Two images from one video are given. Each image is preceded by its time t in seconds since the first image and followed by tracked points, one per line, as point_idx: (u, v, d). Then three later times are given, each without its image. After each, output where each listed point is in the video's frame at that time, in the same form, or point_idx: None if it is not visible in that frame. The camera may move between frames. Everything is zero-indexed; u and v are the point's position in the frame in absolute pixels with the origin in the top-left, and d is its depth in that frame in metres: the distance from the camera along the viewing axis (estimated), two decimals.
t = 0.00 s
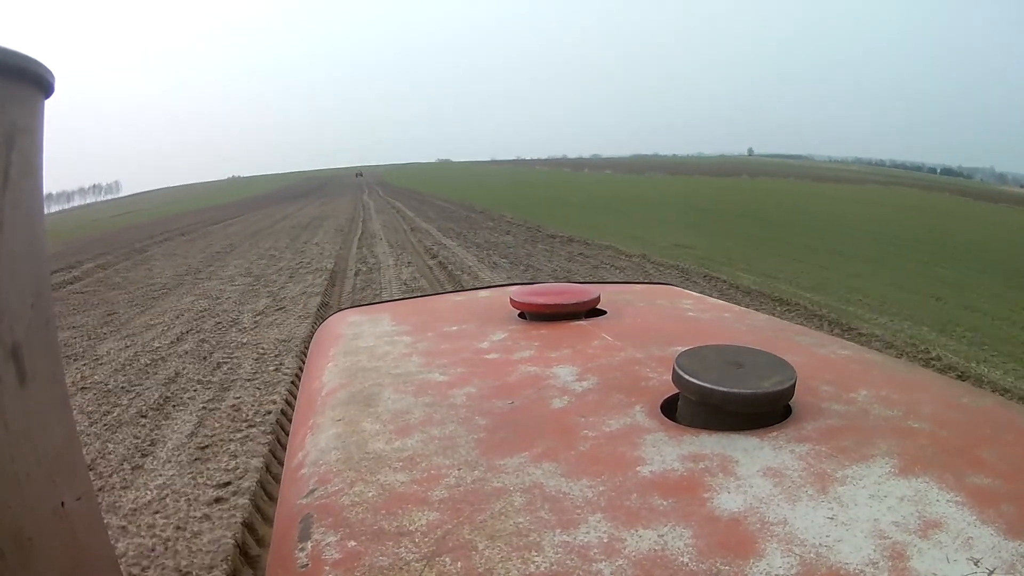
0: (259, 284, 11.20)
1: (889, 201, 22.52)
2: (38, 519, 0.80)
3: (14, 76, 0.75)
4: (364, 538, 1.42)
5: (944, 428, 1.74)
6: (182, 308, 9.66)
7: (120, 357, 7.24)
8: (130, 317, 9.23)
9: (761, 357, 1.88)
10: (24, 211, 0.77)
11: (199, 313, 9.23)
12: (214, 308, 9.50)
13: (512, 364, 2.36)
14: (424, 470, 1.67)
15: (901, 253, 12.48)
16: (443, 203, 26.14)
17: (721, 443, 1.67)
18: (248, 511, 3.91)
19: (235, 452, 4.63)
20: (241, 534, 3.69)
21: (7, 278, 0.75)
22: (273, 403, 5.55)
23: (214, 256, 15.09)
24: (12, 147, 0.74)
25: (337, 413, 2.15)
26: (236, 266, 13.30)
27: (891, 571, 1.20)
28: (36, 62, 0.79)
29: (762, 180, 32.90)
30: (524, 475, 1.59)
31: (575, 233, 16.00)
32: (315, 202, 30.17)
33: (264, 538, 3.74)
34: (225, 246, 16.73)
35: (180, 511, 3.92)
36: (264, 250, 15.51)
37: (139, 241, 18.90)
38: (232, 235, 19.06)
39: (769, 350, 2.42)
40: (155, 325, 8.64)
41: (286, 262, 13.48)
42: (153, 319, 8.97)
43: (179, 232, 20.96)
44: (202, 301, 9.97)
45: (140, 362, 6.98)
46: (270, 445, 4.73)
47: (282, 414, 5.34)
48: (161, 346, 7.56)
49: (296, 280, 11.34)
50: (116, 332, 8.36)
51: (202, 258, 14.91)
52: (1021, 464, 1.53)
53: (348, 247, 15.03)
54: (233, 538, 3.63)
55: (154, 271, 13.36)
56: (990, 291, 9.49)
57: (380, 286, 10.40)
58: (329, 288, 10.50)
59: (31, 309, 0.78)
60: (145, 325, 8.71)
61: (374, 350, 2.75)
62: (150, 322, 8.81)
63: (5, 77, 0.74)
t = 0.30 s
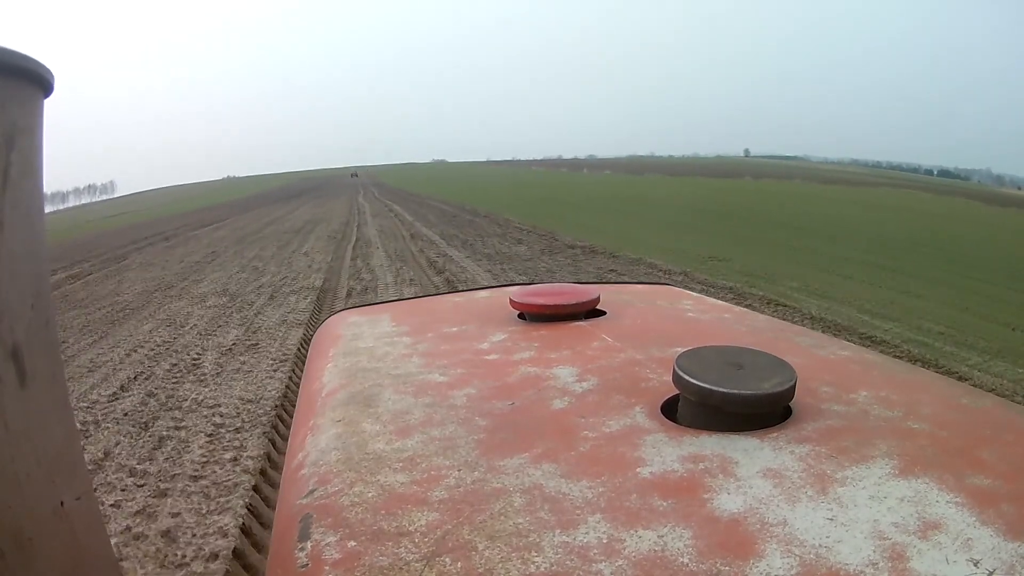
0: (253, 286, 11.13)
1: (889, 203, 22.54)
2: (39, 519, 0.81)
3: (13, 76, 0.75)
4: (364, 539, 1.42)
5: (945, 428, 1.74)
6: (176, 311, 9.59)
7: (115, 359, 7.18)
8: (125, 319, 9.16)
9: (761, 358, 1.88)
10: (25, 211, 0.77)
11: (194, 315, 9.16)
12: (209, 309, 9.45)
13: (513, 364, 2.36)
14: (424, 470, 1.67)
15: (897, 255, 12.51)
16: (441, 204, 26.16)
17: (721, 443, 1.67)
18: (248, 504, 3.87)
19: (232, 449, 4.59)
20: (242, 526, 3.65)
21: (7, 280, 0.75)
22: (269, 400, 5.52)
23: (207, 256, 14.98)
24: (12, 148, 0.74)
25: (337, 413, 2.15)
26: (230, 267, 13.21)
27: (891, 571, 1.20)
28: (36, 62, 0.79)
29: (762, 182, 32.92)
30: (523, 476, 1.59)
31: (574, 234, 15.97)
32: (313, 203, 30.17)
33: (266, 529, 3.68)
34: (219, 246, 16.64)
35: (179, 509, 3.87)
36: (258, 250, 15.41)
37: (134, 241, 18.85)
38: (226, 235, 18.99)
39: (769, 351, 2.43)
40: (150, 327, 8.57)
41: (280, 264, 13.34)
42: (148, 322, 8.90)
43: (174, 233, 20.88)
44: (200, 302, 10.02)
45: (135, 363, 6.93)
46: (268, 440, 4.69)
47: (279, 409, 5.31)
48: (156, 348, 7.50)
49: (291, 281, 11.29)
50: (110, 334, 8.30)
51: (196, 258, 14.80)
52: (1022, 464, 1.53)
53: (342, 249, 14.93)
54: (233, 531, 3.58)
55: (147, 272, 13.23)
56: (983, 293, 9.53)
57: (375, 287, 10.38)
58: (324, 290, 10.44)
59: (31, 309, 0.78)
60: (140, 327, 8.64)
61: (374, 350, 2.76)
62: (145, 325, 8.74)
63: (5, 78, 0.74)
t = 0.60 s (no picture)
0: (246, 286, 11.07)
1: (888, 205, 22.55)
2: (39, 518, 0.81)
3: (13, 76, 0.74)
4: (364, 538, 1.42)
5: (944, 428, 1.74)
6: (168, 310, 9.52)
7: (105, 359, 7.13)
8: (115, 318, 9.08)
9: (761, 357, 1.88)
10: (24, 212, 0.77)
11: (186, 315, 9.11)
12: (201, 309, 9.40)
13: (513, 363, 2.36)
14: (424, 469, 1.67)
15: (896, 258, 12.55)
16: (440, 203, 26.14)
17: (721, 442, 1.67)
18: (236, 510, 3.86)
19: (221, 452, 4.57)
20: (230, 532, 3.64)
21: (8, 280, 0.75)
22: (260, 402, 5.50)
23: (201, 254, 14.88)
24: (12, 149, 0.74)
25: (337, 412, 2.15)
26: (224, 266, 13.12)
27: (891, 572, 1.20)
28: (36, 62, 0.79)
29: (761, 183, 32.93)
30: (524, 475, 1.59)
31: (573, 234, 15.97)
32: (312, 202, 30.16)
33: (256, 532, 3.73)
34: (214, 244, 16.55)
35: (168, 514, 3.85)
36: (252, 249, 15.33)
37: (130, 239, 18.77)
38: (222, 233, 18.91)
39: (770, 350, 2.42)
40: (141, 327, 8.51)
41: (275, 262, 13.34)
42: (140, 322, 8.83)
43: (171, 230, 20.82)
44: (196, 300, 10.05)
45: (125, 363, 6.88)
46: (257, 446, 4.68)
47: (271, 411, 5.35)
48: (146, 348, 7.44)
49: (284, 281, 11.23)
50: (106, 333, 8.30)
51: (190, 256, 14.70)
52: (1021, 464, 1.53)
53: (336, 248, 14.88)
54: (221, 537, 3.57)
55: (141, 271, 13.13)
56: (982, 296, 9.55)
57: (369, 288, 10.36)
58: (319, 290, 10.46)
59: (31, 309, 0.78)
60: (131, 326, 8.58)
61: (374, 349, 2.75)
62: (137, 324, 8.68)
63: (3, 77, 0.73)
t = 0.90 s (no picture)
0: (242, 284, 11.02)
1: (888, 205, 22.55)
2: (39, 519, 0.81)
3: (12, 73, 0.74)
4: (364, 538, 1.42)
5: (945, 428, 1.74)
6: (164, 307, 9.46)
7: (104, 353, 7.13)
8: (111, 317, 9.02)
9: (761, 358, 1.88)
10: (23, 212, 0.77)
11: (182, 312, 9.06)
12: (197, 307, 9.35)
13: (513, 365, 2.36)
14: (424, 470, 1.67)
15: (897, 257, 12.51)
16: (440, 205, 26.14)
17: (721, 443, 1.67)
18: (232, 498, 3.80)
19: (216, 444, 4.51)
20: (225, 520, 3.58)
21: (7, 281, 0.75)
22: (255, 395, 5.45)
23: (198, 255, 14.84)
24: (12, 148, 0.74)
25: (337, 414, 2.15)
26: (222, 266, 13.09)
27: (891, 571, 1.20)
28: (35, 60, 0.79)
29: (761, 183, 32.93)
30: (524, 475, 1.59)
31: (574, 235, 15.93)
32: (312, 203, 30.15)
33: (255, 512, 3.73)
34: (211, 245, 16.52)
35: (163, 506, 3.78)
36: (248, 251, 15.28)
37: (127, 242, 18.73)
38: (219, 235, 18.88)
39: (770, 351, 2.42)
40: (137, 324, 8.46)
41: (273, 262, 13.34)
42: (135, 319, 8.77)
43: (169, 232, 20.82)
44: (195, 297, 10.05)
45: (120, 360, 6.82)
46: (254, 435, 4.64)
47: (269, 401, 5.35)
48: (145, 343, 7.42)
49: (280, 281, 11.19)
50: (105, 329, 8.31)
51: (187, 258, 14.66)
52: (1021, 464, 1.53)
53: (335, 248, 14.89)
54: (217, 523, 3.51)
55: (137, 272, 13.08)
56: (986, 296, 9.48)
57: (365, 287, 10.34)
58: (317, 288, 10.46)
59: (30, 310, 0.78)
60: (127, 324, 8.52)
61: (374, 351, 2.76)
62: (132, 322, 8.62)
63: (1, 75, 0.73)
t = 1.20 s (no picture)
0: (240, 282, 11.00)
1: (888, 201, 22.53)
2: (39, 518, 0.81)
3: (12, 76, 0.74)
4: (364, 539, 1.42)
5: (945, 428, 1.74)
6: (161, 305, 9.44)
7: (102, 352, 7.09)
8: (108, 315, 9.00)
9: (761, 357, 1.88)
10: (23, 212, 0.77)
11: (180, 309, 9.03)
12: (195, 304, 9.33)
13: (513, 364, 2.36)
14: (424, 470, 1.67)
15: (898, 254, 12.46)
16: (440, 203, 26.11)
17: (720, 443, 1.67)
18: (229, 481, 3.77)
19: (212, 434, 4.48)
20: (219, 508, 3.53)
21: (7, 280, 0.75)
22: (252, 388, 5.41)
23: (197, 253, 14.83)
24: (12, 147, 0.74)
25: (337, 413, 2.15)
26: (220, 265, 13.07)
27: (890, 571, 1.20)
28: (35, 63, 0.79)
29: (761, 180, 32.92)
30: (523, 475, 1.59)
31: (573, 233, 15.92)
32: (312, 202, 30.13)
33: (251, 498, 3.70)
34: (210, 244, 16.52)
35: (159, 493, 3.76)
36: (246, 249, 15.27)
37: (125, 240, 18.71)
38: (218, 233, 18.86)
39: (770, 351, 2.42)
40: (135, 322, 8.44)
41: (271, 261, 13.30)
42: (132, 318, 8.75)
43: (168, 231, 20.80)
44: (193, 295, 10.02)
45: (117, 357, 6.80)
46: (251, 425, 4.61)
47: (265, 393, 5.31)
48: (143, 341, 7.39)
49: (277, 278, 11.14)
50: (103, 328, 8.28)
51: (186, 256, 14.65)
52: (1021, 464, 1.53)
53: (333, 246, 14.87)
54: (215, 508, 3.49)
55: (135, 270, 13.06)
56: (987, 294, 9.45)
57: (363, 283, 10.30)
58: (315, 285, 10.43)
59: (30, 311, 0.78)
60: (125, 322, 8.50)
61: (374, 350, 2.75)
62: (130, 319, 8.60)
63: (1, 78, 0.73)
